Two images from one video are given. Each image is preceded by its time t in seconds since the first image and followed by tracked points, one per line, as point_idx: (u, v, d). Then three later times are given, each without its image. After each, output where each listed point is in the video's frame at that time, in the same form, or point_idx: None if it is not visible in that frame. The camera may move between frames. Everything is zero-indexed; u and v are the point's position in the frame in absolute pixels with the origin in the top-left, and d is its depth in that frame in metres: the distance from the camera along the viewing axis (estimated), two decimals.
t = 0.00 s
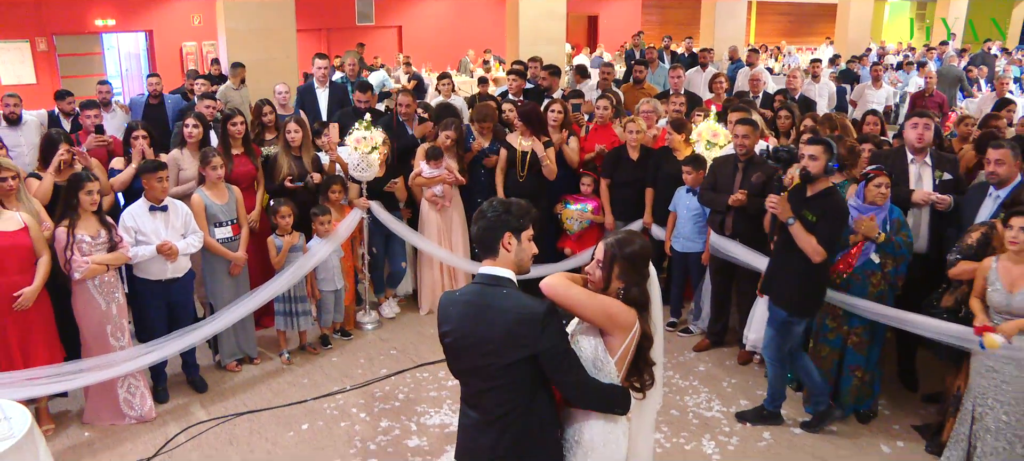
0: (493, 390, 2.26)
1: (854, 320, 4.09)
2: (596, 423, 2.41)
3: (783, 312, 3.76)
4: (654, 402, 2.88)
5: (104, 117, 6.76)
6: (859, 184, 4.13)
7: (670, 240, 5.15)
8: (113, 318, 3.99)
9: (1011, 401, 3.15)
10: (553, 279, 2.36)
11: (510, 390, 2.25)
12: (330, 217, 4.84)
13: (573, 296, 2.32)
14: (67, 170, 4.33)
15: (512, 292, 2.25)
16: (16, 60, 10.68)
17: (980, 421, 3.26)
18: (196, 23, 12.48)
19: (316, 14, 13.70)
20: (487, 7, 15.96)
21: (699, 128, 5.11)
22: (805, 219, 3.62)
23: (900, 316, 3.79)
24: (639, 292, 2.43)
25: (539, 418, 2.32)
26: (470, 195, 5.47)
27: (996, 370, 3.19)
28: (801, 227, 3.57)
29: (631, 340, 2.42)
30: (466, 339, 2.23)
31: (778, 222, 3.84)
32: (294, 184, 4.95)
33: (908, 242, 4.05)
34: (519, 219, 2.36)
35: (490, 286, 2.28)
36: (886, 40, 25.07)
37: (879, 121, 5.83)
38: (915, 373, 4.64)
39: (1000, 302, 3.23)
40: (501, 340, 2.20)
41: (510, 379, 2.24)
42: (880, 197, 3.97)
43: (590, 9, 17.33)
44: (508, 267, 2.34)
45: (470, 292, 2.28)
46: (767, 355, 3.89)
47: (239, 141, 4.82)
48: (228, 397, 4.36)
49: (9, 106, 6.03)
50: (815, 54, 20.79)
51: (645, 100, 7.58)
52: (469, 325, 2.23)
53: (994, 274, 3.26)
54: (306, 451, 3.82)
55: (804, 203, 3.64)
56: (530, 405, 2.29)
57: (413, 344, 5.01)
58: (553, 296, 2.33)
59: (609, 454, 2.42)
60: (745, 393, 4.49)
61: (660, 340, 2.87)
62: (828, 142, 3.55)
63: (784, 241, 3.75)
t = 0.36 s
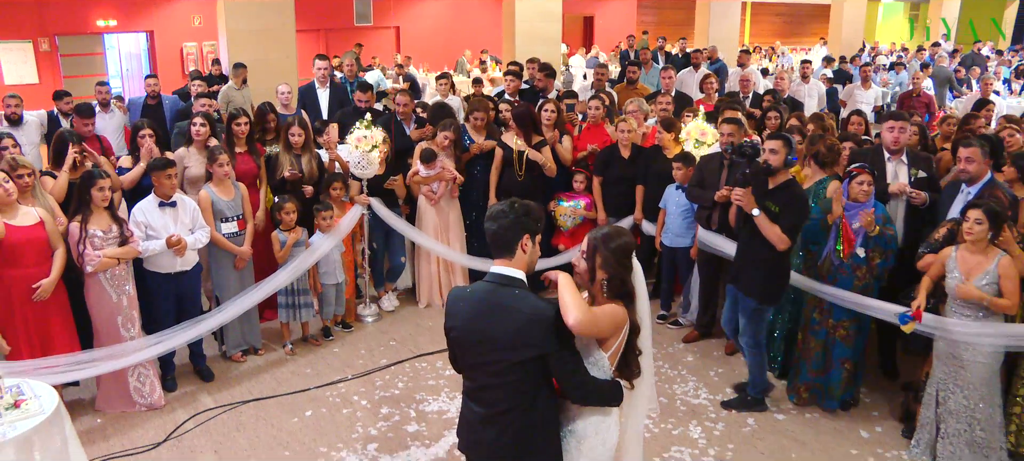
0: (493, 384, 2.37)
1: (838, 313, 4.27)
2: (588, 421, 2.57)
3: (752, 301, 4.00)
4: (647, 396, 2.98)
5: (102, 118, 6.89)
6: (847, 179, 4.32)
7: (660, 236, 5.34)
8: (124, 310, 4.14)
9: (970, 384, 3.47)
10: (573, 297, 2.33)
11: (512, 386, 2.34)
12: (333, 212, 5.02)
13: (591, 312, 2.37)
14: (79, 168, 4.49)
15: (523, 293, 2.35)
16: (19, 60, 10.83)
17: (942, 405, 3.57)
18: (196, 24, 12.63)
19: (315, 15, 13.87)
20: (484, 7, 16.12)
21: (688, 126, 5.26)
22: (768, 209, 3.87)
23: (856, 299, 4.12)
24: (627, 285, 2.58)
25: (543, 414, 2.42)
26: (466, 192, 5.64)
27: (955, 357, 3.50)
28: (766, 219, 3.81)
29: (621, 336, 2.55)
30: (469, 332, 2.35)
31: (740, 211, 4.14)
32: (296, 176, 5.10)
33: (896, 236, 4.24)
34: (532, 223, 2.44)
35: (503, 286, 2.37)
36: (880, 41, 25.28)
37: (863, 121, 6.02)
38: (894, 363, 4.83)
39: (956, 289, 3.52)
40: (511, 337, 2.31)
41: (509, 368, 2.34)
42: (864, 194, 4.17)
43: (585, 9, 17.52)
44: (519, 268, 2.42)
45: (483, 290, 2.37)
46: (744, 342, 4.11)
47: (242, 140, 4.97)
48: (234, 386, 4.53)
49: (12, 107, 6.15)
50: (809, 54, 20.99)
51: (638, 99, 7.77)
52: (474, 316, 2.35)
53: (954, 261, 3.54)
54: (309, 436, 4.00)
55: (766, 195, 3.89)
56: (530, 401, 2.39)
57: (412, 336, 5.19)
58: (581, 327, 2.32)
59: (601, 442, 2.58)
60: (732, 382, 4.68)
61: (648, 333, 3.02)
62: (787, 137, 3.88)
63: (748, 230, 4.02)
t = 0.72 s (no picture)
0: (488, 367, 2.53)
1: (827, 308, 4.41)
2: (579, 406, 2.72)
3: (724, 289, 4.20)
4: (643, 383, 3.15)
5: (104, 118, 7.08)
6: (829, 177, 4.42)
7: (650, 232, 5.52)
8: (135, 303, 4.31)
9: (937, 375, 3.70)
10: (560, 346, 2.41)
11: (510, 378, 2.47)
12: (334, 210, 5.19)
13: (576, 345, 2.46)
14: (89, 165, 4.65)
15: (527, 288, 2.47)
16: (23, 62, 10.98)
17: (913, 393, 3.81)
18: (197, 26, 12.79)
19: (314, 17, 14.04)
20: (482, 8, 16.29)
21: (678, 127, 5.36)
22: (733, 201, 4.12)
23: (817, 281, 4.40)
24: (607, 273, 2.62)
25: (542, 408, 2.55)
26: (463, 190, 5.81)
27: (925, 348, 3.73)
28: (731, 209, 4.04)
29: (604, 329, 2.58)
30: (466, 325, 2.46)
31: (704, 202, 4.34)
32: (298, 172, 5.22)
33: (874, 232, 4.37)
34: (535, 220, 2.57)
35: (508, 279, 2.47)
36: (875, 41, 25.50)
37: (848, 121, 6.21)
38: (877, 355, 5.01)
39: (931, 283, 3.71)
40: (514, 329, 2.43)
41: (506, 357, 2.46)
42: (848, 193, 4.31)
43: (582, 11, 17.71)
44: (524, 262, 2.54)
45: (489, 283, 2.47)
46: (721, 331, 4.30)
47: (249, 141, 5.20)
48: (239, 376, 4.71)
49: (19, 107, 6.33)
50: (804, 54, 21.19)
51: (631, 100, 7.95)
52: (476, 314, 2.45)
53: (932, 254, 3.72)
54: (313, 424, 4.17)
55: (731, 188, 4.15)
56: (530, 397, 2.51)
57: (410, 329, 5.37)
58: (573, 367, 2.46)
59: (588, 427, 2.74)
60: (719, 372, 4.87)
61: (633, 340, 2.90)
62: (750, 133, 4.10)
63: (714, 221, 4.23)
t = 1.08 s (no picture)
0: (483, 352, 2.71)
1: (813, 305, 4.55)
2: (563, 380, 2.86)
3: (693, 275, 4.41)
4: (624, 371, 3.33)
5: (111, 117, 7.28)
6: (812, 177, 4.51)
7: (641, 230, 5.63)
8: (144, 296, 4.47)
9: (908, 363, 3.91)
10: (545, 333, 2.60)
11: (503, 357, 2.67)
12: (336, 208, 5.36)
13: (559, 331, 2.64)
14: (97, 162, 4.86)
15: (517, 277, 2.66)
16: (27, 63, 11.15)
17: (884, 380, 4.02)
18: (199, 27, 12.97)
19: (314, 18, 14.22)
20: (480, 9, 16.44)
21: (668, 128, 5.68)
22: (699, 193, 4.38)
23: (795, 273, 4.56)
24: (582, 260, 2.81)
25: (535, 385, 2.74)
26: (460, 188, 5.98)
27: (898, 337, 3.94)
28: (698, 201, 4.30)
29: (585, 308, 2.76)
30: (461, 308, 2.66)
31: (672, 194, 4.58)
32: (300, 172, 5.40)
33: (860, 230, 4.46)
34: (517, 214, 2.76)
35: (501, 266, 2.67)
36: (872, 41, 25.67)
37: (836, 121, 6.38)
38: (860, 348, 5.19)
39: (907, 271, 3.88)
40: (505, 313, 2.63)
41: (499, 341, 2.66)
42: (830, 191, 4.40)
43: (580, 12, 17.87)
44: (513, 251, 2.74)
45: (482, 270, 2.66)
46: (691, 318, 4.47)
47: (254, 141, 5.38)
48: (244, 367, 4.88)
49: (29, 107, 6.53)
50: (801, 55, 21.35)
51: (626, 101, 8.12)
52: (473, 297, 2.64)
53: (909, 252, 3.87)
54: (316, 412, 4.34)
55: (699, 180, 4.41)
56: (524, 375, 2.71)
57: (409, 322, 5.54)
58: (557, 355, 2.64)
59: (572, 404, 2.87)
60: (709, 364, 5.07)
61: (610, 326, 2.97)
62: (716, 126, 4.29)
63: (690, 214, 4.43)
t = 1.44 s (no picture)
0: (473, 334, 2.90)
1: (795, 299, 4.71)
2: (541, 354, 3.11)
3: (655, 263, 4.73)
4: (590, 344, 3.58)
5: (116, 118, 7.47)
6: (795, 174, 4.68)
7: (628, 226, 5.74)
8: (146, 291, 4.63)
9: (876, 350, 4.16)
10: (515, 307, 2.84)
11: (482, 336, 2.88)
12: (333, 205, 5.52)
13: (529, 305, 2.88)
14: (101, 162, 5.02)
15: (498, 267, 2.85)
16: (26, 64, 11.27)
17: (853, 365, 4.27)
18: (196, 29, 13.11)
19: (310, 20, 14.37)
20: (474, 11, 16.60)
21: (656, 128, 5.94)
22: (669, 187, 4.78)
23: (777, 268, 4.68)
24: (551, 243, 3.03)
25: (514, 360, 2.96)
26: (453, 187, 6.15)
27: (865, 324, 4.19)
28: (668, 196, 4.63)
29: (555, 286, 3.01)
30: (445, 291, 2.86)
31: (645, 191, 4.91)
32: (298, 172, 5.55)
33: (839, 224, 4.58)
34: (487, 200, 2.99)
35: (471, 249, 2.89)
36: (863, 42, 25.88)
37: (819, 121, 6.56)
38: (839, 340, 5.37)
39: (874, 263, 4.14)
40: (481, 291, 2.84)
41: (484, 319, 2.87)
42: (811, 188, 4.55)
43: (573, 13, 18.04)
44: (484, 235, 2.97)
45: (454, 256, 2.87)
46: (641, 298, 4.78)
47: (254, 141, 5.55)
48: (244, 360, 5.04)
49: (38, 107, 6.72)
50: (793, 55, 21.55)
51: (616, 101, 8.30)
52: (459, 283, 2.84)
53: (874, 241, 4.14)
54: (313, 401, 4.51)
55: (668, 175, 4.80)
56: (504, 350, 2.94)
57: (404, 316, 5.71)
58: (527, 326, 2.88)
59: (549, 378, 3.15)
60: (693, 355, 5.26)
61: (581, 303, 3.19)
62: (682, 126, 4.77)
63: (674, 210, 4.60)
